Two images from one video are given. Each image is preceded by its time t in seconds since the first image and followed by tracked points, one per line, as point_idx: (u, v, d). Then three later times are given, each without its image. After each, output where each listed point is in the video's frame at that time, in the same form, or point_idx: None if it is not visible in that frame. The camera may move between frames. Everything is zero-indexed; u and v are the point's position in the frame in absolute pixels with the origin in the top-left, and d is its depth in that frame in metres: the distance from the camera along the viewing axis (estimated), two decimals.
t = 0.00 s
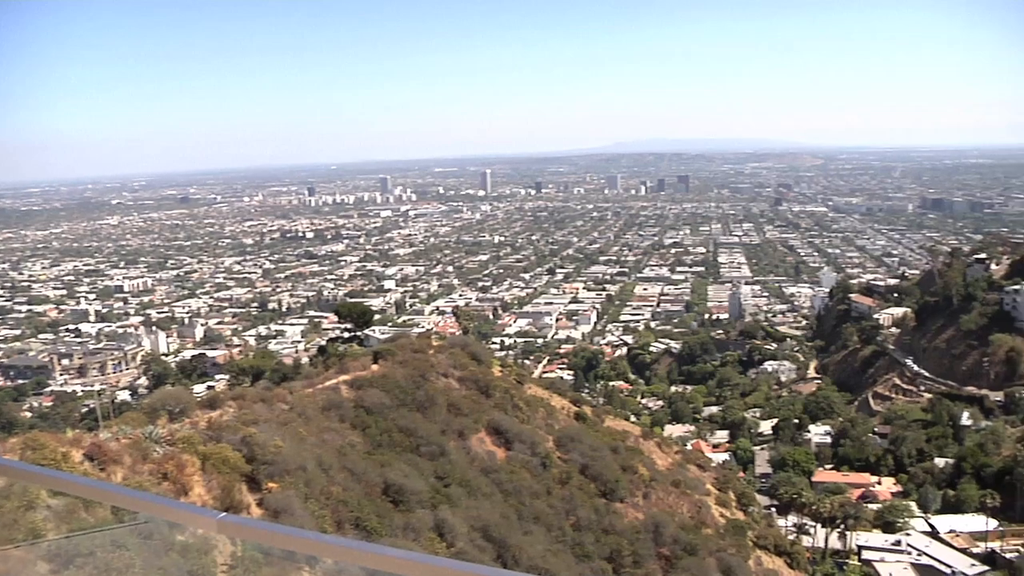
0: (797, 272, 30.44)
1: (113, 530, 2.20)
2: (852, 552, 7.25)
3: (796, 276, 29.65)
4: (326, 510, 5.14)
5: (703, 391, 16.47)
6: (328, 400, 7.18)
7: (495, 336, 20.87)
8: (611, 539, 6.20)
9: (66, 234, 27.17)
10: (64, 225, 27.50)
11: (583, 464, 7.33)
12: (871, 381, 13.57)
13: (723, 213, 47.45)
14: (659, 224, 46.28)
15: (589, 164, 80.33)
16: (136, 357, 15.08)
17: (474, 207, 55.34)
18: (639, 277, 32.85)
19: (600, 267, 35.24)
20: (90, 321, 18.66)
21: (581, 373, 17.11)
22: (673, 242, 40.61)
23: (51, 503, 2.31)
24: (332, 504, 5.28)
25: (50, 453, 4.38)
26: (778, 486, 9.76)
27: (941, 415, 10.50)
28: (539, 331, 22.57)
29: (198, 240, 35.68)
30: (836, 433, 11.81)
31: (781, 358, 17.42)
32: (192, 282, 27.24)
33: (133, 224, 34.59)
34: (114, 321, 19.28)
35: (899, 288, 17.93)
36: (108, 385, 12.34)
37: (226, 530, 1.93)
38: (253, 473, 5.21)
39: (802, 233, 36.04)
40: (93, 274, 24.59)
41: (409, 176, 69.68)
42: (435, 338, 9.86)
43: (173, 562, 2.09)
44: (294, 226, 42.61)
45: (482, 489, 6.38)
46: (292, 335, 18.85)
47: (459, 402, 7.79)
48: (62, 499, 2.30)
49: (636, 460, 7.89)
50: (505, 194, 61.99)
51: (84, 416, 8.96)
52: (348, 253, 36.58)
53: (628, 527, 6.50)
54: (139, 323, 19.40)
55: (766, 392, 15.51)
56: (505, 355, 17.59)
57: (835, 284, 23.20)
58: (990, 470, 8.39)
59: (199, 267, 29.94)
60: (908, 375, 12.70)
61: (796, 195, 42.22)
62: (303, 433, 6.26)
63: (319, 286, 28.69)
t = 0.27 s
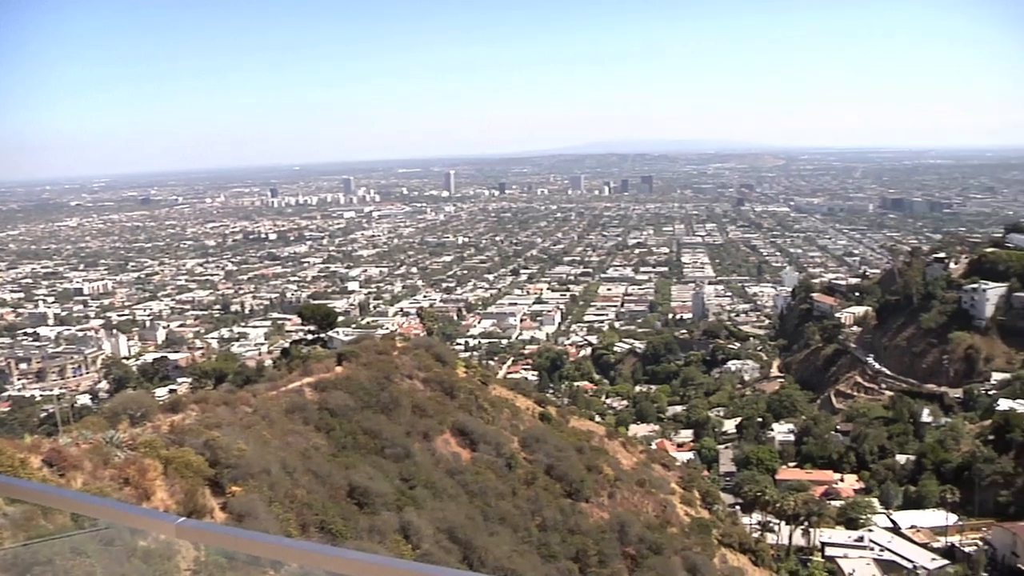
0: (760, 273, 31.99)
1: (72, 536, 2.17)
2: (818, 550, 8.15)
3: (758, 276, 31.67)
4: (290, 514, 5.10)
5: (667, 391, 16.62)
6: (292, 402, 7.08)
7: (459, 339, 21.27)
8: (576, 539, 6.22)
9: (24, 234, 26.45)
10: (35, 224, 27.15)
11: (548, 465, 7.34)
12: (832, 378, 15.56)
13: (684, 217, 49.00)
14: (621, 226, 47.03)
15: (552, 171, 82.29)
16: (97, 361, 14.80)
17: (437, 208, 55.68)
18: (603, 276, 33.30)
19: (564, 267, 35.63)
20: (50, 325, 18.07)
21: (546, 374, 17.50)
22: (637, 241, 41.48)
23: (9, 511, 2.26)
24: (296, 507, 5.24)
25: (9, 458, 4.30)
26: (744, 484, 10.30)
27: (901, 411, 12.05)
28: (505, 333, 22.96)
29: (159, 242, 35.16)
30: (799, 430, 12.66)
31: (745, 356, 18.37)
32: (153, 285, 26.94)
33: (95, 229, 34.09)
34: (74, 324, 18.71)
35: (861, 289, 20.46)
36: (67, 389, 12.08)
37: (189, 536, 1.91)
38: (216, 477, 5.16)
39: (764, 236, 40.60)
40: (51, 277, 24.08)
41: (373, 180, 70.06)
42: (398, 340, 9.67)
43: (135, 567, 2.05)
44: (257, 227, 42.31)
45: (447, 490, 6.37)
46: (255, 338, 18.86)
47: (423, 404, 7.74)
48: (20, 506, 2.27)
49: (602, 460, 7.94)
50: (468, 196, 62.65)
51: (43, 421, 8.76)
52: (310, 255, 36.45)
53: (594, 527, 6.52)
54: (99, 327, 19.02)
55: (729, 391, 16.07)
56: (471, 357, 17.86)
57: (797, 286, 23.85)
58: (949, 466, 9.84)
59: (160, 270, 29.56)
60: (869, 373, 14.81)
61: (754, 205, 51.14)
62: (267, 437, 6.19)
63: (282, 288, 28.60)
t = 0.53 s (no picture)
0: (715, 273, 33.16)
1: (21, 546, 2.12)
2: (774, 547, 8.68)
3: (712, 276, 32.70)
4: (245, 518, 5.07)
5: (623, 390, 17.16)
6: (247, 406, 6.96)
7: (416, 340, 21.51)
8: (534, 539, 6.29)
9: None
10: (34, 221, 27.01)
11: (505, 466, 7.37)
12: (786, 376, 16.20)
13: (637, 220, 50.12)
14: (577, 227, 47.96)
15: (506, 175, 82.92)
16: (45, 365, 14.48)
17: (392, 209, 55.92)
18: (558, 276, 33.75)
19: (520, 268, 35.66)
20: None
21: (502, 376, 17.92)
22: (592, 242, 42.17)
23: None
24: (251, 511, 5.20)
25: None
26: (701, 483, 10.86)
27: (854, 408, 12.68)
28: (461, 334, 23.15)
29: (110, 243, 34.46)
30: (754, 429, 13.06)
31: (700, 357, 18.99)
32: (104, 288, 26.45)
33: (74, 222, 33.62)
34: (21, 329, 17.71)
35: (814, 288, 21.17)
36: (15, 393, 11.79)
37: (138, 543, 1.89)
38: (170, 482, 5.09)
39: (719, 236, 42.41)
40: None
41: (328, 181, 69.72)
42: (354, 342, 9.62)
43: None
44: (210, 230, 41.86)
45: (404, 493, 6.37)
46: (210, 342, 18.99)
47: (379, 406, 7.69)
48: None
49: (559, 459, 7.99)
50: (423, 197, 63.21)
51: None
52: (265, 257, 36.28)
53: (551, 527, 6.57)
54: (48, 330, 18.55)
55: (686, 390, 16.71)
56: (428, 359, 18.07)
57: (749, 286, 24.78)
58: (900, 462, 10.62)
59: (111, 273, 29.05)
60: (823, 371, 15.60)
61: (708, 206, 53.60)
62: (221, 441, 6.11)
63: (236, 291, 28.49)
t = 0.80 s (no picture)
0: (663, 273, 33.64)
1: None
2: (723, 544, 9.14)
3: (661, 276, 33.19)
4: (194, 524, 5.04)
5: (573, 391, 17.54)
6: (195, 411, 6.85)
7: (365, 342, 21.63)
8: (486, 540, 6.42)
9: None
10: None
11: (456, 468, 7.43)
12: (735, 376, 16.79)
13: (587, 221, 50.59)
14: (526, 228, 48.46)
15: (456, 176, 83.01)
16: None
17: (341, 211, 55.80)
18: (508, 278, 33.69)
19: (469, 270, 35.58)
20: None
21: (452, 377, 18.09)
22: (542, 242, 42.56)
23: None
24: (200, 517, 5.18)
25: None
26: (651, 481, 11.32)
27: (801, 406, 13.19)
28: (410, 336, 23.21)
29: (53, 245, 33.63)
30: (705, 428, 13.60)
31: (650, 356, 19.47)
32: (46, 292, 25.82)
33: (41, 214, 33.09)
34: None
35: (762, 288, 21.71)
36: None
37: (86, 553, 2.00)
38: (116, 489, 5.00)
39: (666, 236, 43.28)
40: None
41: (275, 182, 69.03)
42: (302, 344, 9.52)
43: None
44: (156, 232, 41.13)
45: (355, 496, 6.39)
46: (155, 347, 18.95)
47: (329, 409, 7.64)
48: None
49: (509, 462, 8.07)
50: (372, 198, 63.23)
51: None
52: (212, 260, 35.95)
53: (503, 527, 6.72)
54: None
55: (635, 390, 17.01)
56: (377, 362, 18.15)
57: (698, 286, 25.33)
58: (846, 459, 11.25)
59: (54, 276, 28.39)
60: (771, 370, 16.00)
61: (657, 206, 55.02)
62: (168, 447, 6.02)
63: (183, 294, 28.28)
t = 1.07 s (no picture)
0: (613, 272, 35.31)
1: None
2: (674, 542, 9.24)
3: (610, 276, 34.66)
4: (140, 532, 5.00)
5: (523, 391, 18.00)
6: (140, 416, 6.75)
7: (312, 345, 21.75)
8: (438, 543, 6.46)
9: None
10: None
11: (407, 470, 7.43)
12: (684, 376, 17.41)
13: (535, 224, 51.67)
14: (475, 229, 49.98)
15: (404, 178, 83.70)
16: None
17: (287, 211, 56.25)
18: (457, 279, 34.63)
19: (417, 271, 36.46)
20: None
21: (401, 378, 18.29)
22: (490, 244, 43.59)
23: None
24: (146, 524, 5.14)
25: None
26: (601, 482, 11.58)
27: (749, 404, 13.79)
28: (359, 338, 23.50)
29: None
30: (655, 427, 14.12)
31: (599, 357, 20.09)
32: None
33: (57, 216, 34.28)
34: None
35: (710, 288, 22.39)
36: None
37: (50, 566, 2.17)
38: (59, 498, 4.97)
39: (615, 236, 45.83)
40: None
41: (219, 181, 68.40)
42: (250, 347, 9.43)
43: None
44: (99, 233, 40.06)
45: (305, 500, 6.40)
46: (100, 352, 18.67)
47: (278, 413, 7.59)
48: None
49: (459, 463, 8.07)
50: (320, 199, 63.79)
51: None
52: (157, 262, 35.89)
53: (454, 530, 6.75)
54: None
55: (585, 390, 17.59)
56: (326, 365, 18.28)
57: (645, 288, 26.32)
58: (794, 455, 11.77)
59: None
60: (720, 369, 16.63)
61: (604, 208, 57.04)
62: (114, 453, 5.97)
63: (127, 298, 28.09)
